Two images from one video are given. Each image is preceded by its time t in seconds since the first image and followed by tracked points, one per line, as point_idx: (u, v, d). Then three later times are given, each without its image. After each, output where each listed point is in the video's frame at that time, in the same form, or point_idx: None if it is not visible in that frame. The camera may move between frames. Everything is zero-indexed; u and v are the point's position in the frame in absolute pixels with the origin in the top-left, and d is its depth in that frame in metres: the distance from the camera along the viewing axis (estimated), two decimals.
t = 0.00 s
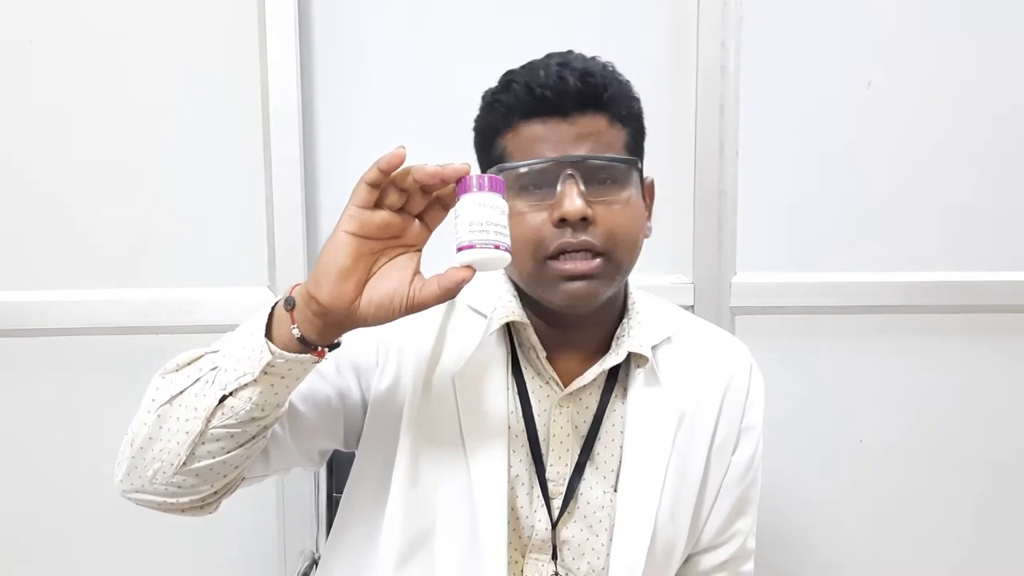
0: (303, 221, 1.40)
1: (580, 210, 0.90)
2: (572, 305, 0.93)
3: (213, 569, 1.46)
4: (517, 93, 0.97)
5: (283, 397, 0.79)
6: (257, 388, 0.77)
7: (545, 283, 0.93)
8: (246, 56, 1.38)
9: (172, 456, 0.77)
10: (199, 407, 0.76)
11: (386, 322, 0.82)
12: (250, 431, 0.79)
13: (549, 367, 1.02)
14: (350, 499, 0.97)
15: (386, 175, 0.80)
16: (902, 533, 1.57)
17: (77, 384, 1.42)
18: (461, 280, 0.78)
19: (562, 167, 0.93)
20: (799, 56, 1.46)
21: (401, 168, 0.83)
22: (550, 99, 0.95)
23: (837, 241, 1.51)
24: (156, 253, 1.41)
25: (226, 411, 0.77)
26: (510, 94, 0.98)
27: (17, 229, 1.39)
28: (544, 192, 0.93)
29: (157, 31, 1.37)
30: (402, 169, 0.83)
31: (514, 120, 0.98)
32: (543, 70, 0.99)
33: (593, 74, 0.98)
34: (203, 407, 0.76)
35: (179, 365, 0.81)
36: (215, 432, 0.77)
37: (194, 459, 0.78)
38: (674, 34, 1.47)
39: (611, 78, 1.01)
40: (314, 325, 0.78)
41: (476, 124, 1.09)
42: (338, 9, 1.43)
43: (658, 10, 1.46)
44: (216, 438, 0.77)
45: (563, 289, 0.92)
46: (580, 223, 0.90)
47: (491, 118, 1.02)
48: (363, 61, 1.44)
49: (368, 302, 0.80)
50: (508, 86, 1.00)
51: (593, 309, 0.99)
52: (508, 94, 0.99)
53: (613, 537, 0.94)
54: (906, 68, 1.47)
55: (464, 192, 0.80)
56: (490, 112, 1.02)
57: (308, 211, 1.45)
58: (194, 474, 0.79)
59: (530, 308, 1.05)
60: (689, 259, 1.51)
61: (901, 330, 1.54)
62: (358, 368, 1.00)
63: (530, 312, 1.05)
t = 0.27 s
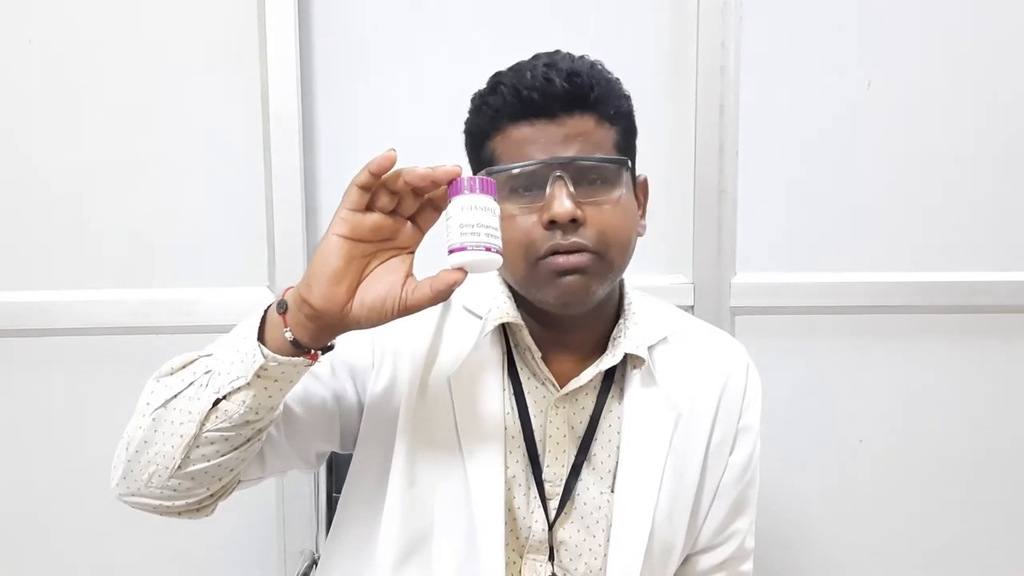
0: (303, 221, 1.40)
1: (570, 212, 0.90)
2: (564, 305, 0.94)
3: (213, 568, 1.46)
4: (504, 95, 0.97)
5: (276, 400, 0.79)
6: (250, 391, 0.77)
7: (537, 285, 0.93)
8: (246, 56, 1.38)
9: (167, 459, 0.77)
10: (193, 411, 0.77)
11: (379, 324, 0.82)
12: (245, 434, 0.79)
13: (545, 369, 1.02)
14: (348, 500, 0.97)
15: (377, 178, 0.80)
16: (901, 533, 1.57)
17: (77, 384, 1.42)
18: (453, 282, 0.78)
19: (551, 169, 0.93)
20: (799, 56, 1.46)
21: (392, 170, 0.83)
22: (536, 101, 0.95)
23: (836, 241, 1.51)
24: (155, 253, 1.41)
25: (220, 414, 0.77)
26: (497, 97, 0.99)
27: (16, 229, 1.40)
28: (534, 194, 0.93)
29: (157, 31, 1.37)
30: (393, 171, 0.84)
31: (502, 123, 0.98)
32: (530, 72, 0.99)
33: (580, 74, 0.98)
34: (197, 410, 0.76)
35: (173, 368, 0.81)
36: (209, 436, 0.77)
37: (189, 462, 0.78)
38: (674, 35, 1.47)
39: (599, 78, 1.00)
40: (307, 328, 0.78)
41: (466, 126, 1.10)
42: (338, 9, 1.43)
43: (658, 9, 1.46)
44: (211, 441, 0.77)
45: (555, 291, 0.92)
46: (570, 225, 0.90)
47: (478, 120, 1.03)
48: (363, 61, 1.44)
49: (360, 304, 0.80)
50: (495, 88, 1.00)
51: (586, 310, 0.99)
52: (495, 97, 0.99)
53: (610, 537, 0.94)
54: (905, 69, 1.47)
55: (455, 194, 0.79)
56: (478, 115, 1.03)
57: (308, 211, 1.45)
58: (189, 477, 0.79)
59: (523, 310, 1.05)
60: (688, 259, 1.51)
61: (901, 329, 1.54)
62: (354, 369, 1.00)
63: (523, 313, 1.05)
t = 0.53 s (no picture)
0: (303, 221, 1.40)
1: (564, 216, 0.89)
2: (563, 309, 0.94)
3: (214, 568, 1.46)
4: (497, 99, 0.98)
5: (277, 403, 0.79)
6: (251, 394, 0.77)
7: (534, 289, 0.93)
8: (246, 56, 1.38)
9: (167, 462, 0.77)
10: (194, 413, 0.76)
11: (379, 327, 0.82)
12: (245, 436, 0.79)
13: (545, 370, 1.02)
14: (348, 501, 0.97)
15: (378, 180, 0.80)
16: (902, 533, 1.57)
17: (77, 384, 1.42)
18: (454, 285, 0.78)
19: (545, 173, 0.93)
20: (799, 56, 1.46)
21: (392, 173, 0.83)
22: (529, 105, 0.96)
23: (837, 241, 1.51)
24: (155, 253, 1.41)
25: (221, 417, 0.77)
26: (490, 101, 0.99)
27: (16, 229, 1.40)
28: (529, 199, 0.93)
29: (157, 31, 1.37)
30: (393, 174, 0.84)
31: (496, 127, 0.99)
32: (523, 75, 0.99)
33: (572, 77, 0.98)
34: (197, 413, 0.76)
35: (174, 370, 0.81)
36: (210, 438, 0.77)
37: (190, 465, 0.78)
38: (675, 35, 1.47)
39: (592, 80, 1.00)
40: (308, 331, 0.78)
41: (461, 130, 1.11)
42: (338, 9, 1.43)
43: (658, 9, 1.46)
44: (211, 443, 0.77)
45: (552, 294, 0.92)
46: (565, 228, 0.90)
47: (472, 125, 1.04)
48: (362, 61, 1.44)
49: (360, 306, 0.80)
50: (488, 92, 1.01)
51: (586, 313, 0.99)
52: (488, 101, 1.00)
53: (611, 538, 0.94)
54: (905, 69, 1.47)
55: (456, 197, 0.80)
56: (472, 119, 1.03)
57: (308, 211, 1.45)
58: (189, 480, 0.79)
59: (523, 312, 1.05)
60: (688, 259, 1.51)
61: (901, 329, 1.54)
62: (354, 370, 1.00)
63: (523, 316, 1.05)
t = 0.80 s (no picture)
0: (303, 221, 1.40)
1: (546, 224, 0.89)
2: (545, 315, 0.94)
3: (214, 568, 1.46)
4: (491, 104, 0.99)
5: (279, 403, 0.79)
6: (253, 394, 0.77)
7: (519, 293, 0.94)
8: (246, 57, 1.38)
9: (168, 462, 0.77)
10: (195, 414, 0.76)
11: (380, 328, 0.82)
12: (247, 436, 0.79)
13: (546, 371, 1.02)
14: (348, 502, 0.97)
15: (380, 181, 0.81)
16: (902, 533, 1.57)
17: (77, 384, 1.42)
18: (456, 287, 0.78)
19: (532, 179, 0.92)
20: (799, 56, 1.46)
21: (395, 174, 0.84)
22: (520, 110, 0.96)
23: (837, 241, 1.51)
24: (155, 253, 1.41)
25: (222, 417, 0.77)
26: (486, 106, 1.01)
27: (17, 229, 1.40)
28: (515, 202, 0.92)
29: (157, 31, 1.37)
30: (396, 175, 0.84)
31: (491, 131, 0.99)
32: (518, 80, 1.00)
33: (566, 82, 0.98)
34: (199, 413, 0.76)
35: (175, 370, 0.81)
36: (211, 438, 0.77)
37: (191, 465, 0.78)
38: (675, 35, 1.47)
39: (588, 84, 1.00)
40: (310, 331, 0.78)
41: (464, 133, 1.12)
42: (337, 10, 1.43)
43: (658, 10, 1.46)
44: (213, 443, 0.78)
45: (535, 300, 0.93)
46: (548, 236, 0.90)
47: (470, 128, 1.05)
48: (362, 61, 1.44)
49: (362, 308, 0.80)
50: (485, 96, 1.02)
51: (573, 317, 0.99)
52: (484, 105, 1.01)
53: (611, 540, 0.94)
54: (905, 69, 1.48)
55: (458, 198, 0.80)
56: (470, 123, 1.05)
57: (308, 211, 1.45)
58: (190, 480, 0.79)
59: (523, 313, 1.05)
60: (688, 259, 1.51)
61: (901, 329, 1.54)
62: (354, 370, 1.00)
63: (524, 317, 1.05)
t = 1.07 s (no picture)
0: (303, 221, 1.39)
1: (557, 223, 0.89)
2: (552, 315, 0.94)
3: (213, 568, 1.46)
4: (502, 100, 0.99)
5: (278, 406, 0.79)
6: (251, 397, 0.77)
7: (526, 293, 0.93)
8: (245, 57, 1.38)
9: (167, 465, 0.77)
10: (194, 416, 0.76)
11: (380, 331, 0.82)
12: (246, 439, 0.79)
13: (546, 373, 1.02)
14: (348, 504, 0.97)
15: (379, 183, 0.80)
16: (902, 533, 1.57)
17: (77, 384, 1.42)
18: (455, 289, 0.79)
19: (543, 178, 0.92)
20: (799, 57, 1.46)
21: (395, 176, 0.84)
22: (532, 108, 0.96)
23: (837, 241, 1.50)
24: (155, 253, 1.41)
25: (221, 420, 0.77)
26: (496, 102, 1.00)
27: (16, 229, 1.39)
28: (525, 201, 0.92)
29: (156, 31, 1.37)
30: (395, 177, 0.84)
31: (500, 128, 0.99)
32: (529, 78, 1.00)
33: (579, 82, 0.98)
34: (197, 416, 0.76)
35: (173, 373, 0.80)
36: (210, 441, 0.77)
37: (190, 467, 0.78)
38: (674, 35, 1.47)
39: (600, 85, 1.00)
40: (308, 334, 0.78)
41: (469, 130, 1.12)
42: (336, 9, 1.43)
43: (657, 10, 1.46)
44: (211, 446, 0.77)
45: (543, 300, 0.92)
46: (559, 235, 0.90)
47: (478, 125, 1.04)
48: (361, 61, 1.44)
49: (361, 310, 0.80)
50: (495, 93, 1.01)
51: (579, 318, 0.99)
52: (494, 101, 1.01)
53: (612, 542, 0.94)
54: (905, 69, 1.47)
55: (458, 201, 0.79)
56: (479, 119, 1.04)
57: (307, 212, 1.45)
58: (189, 483, 0.79)
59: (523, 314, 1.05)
60: (688, 259, 1.50)
61: (901, 329, 1.54)
62: (354, 372, 1.00)
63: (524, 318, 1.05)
